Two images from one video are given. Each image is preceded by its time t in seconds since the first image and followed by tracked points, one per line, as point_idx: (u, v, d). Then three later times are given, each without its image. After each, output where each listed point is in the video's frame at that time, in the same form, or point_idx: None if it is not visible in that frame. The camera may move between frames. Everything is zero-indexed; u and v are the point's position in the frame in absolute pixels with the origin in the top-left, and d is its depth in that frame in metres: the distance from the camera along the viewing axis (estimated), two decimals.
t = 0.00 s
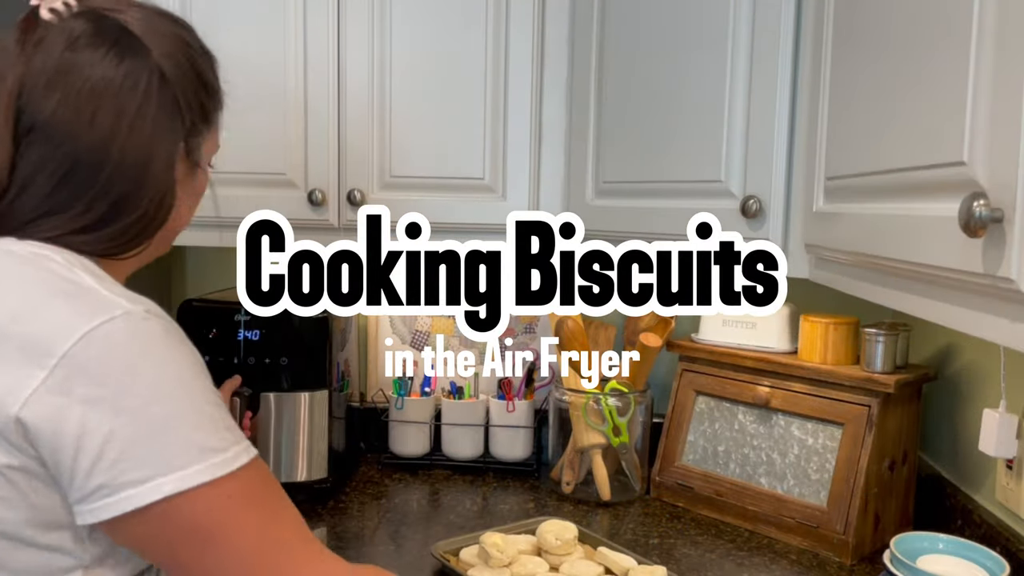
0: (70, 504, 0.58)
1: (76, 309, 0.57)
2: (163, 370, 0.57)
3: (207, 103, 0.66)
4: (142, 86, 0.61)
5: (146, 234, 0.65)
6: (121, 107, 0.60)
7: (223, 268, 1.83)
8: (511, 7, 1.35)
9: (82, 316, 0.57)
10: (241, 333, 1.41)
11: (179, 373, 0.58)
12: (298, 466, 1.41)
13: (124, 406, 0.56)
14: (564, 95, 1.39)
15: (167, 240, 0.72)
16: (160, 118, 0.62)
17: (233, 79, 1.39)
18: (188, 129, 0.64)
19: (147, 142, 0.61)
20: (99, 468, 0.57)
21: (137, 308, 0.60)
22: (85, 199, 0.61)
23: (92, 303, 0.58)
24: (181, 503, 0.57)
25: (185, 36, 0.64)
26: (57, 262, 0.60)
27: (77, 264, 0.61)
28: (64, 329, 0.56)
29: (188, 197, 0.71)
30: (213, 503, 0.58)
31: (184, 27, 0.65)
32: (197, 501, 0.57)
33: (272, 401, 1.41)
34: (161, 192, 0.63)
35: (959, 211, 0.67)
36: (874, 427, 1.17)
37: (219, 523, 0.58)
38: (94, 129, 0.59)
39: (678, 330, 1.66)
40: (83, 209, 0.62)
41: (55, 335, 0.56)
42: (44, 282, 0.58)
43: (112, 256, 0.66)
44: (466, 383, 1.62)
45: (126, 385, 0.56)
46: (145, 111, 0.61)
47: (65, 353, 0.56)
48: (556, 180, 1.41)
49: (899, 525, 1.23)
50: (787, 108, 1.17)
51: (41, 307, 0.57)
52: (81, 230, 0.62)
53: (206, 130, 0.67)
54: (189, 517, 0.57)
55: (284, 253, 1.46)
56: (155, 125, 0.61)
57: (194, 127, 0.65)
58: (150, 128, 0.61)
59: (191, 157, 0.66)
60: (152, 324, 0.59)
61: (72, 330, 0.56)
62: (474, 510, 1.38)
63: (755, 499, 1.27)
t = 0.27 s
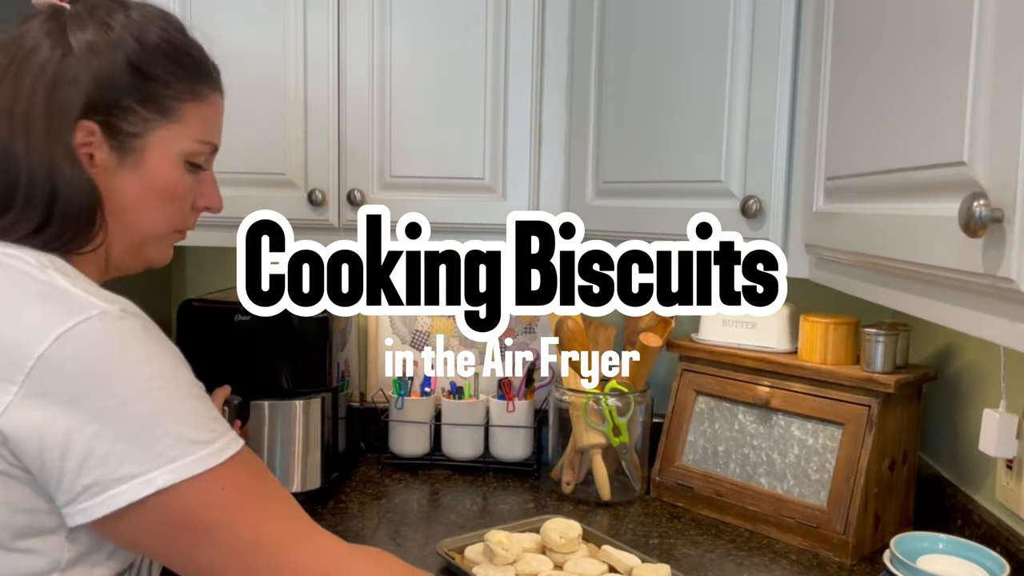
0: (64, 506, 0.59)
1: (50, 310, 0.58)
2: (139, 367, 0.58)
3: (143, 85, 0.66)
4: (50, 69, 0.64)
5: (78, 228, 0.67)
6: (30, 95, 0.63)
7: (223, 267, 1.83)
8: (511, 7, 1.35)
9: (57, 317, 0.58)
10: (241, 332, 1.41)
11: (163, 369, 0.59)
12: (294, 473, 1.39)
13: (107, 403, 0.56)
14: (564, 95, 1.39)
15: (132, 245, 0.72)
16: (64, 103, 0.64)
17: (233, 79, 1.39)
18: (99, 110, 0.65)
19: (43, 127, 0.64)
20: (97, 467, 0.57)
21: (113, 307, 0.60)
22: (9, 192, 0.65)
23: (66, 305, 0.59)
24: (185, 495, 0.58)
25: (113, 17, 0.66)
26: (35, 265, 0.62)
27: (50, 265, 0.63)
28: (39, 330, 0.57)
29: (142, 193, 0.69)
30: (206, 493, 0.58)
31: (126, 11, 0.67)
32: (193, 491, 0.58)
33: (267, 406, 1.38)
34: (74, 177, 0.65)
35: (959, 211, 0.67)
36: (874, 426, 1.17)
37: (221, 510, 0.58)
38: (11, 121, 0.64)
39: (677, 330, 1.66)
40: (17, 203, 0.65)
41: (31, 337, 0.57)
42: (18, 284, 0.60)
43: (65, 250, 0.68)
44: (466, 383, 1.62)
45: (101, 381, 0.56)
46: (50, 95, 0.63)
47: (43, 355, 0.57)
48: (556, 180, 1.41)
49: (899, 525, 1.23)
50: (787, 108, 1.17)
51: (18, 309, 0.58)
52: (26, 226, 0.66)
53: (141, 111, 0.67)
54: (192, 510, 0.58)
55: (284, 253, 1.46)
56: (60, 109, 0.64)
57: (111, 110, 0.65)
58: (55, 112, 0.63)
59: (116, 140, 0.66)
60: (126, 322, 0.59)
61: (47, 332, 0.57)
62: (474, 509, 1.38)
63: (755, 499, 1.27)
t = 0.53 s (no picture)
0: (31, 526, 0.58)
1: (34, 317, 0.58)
2: (115, 384, 0.57)
3: (118, 74, 0.67)
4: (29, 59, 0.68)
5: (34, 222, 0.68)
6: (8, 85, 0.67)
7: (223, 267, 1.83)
8: (511, 7, 1.35)
9: (40, 326, 0.58)
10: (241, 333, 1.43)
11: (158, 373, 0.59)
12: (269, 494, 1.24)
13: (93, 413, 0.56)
14: (564, 94, 1.39)
15: (114, 247, 0.72)
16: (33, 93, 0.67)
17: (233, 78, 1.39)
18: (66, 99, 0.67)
19: (4, 115, 0.67)
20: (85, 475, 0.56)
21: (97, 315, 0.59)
22: None
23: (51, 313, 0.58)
24: (134, 533, 0.57)
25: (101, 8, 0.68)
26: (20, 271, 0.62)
27: (38, 268, 0.63)
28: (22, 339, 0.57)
29: (119, 192, 0.69)
30: (160, 533, 0.57)
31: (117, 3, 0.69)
32: (144, 529, 0.57)
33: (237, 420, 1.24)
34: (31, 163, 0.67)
35: (959, 211, 0.67)
36: (874, 426, 1.17)
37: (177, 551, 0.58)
38: None
39: (677, 330, 1.66)
40: None
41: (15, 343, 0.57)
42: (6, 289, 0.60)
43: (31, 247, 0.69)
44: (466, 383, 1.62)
45: (78, 392, 0.56)
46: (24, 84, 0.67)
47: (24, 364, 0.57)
48: (556, 180, 1.41)
49: (899, 525, 1.23)
50: (786, 109, 1.17)
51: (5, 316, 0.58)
52: None
53: (118, 103, 0.67)
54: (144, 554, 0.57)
55: (284, 253, 1.46)
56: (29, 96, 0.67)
57: (82, 100, 0.67)
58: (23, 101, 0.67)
59: (87, 132, 0.67)
60: (114, 330, 0.59)
61: (31, 340, 0.57)
62: (474, 509, 1.38)
63: (755, 499, 1.27)
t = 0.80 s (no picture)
0: None
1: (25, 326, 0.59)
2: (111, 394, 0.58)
3: (132, 70, 0.68)
4: (38, 56, 0.68)
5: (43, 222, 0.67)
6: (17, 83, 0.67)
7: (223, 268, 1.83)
8: (511, 7, 1.35)
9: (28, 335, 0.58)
10: (241, 333, 1.45)
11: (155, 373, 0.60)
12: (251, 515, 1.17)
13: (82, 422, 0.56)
14: (564, 93, 1.39)
15: (124, 249, 0.72)
16: (44, 91, 0.66)
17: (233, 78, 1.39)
18: (79, 96, 0.67)
19: (16, 113, 0.67)
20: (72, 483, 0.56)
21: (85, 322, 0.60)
22: None
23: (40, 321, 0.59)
24: (50, 564, 0.57)
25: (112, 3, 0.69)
26: (16, 280, 0.62)
27: (40, 275, 0.64)
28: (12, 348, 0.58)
29: (133, 193, 0.70)
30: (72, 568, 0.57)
31: None
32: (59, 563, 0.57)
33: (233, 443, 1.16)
34: (42, 162, 0.66)
35: (959, 212, 0.67)
36: (873, 427, 1.17)
37: None
38: None
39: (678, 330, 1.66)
40: None
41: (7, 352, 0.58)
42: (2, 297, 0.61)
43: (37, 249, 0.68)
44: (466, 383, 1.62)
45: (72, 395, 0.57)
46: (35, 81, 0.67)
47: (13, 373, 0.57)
48: (556, 180, 1.41)
49: (899, 525, 1.23)
50: (787, 109, 1.17)
51: None
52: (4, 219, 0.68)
53: (133, 100, 0.68)
54: None
55: (284, 253, 1.46)
56: (40, 94, 0.66)
57: (94, 98, 0.67)
58: (33, 98, 0.67)
59: (100, 132, 0.67)
60: (101, 342, 0.59)
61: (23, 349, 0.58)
62: (474, 509, 1.38)
63: (755, 501, 1.27)
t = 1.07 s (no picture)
0: None
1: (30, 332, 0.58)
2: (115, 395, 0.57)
3: (203, 85, 0.67)
4: (102, 54, 0.62)
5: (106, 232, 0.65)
6: (76, 80, 0.62)
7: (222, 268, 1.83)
8: (510, 6, 1.35)
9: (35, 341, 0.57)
10: (240, 334, 1.44)
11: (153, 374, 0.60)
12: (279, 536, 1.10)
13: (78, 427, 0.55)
14: (564, 93, 1.38)
15: (161, 252, 0.72)
16: (118, 98, 0.63)
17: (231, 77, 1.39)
18: (161, 109, 0.65)
19: (65, 109, 0.62)
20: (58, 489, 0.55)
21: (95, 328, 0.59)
22: (30, 179, 0.62)
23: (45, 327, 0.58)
24: None
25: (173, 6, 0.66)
26: (26, 284, 0.61)
27: (52, 279, 0.63)
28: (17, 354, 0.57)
29: (188, 201, 0.71)
30: None
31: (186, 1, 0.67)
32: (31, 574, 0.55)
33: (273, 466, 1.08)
34: (116, 174, 0.63)
35: (960, 212, 0.67)
36: (874, 427, 1.17)
37: None
38: (44, 104, 0.61)
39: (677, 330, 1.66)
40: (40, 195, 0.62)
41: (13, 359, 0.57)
42: (9, 300, 0.60)
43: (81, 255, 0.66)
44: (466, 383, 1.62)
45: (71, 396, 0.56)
46: (103, 83, 0.62)
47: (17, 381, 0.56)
48: (556, 180, 1.41)
49: (900, 525, 1.23)
50: (787, 108, 1.17)
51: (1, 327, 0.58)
52: (39, 222, 0.63)
53: (201, 114, 0.68)
54: None
55: (284, 253, 1.46)
56: (112, 101, 0.62)
57: (175, 111, 0.66)
58: (105, 104, 0.62)
59: (177, 143, 0.68)
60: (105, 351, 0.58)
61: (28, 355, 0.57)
62: (474, 510, 1.38)
63: (755, 501, 1.26)
